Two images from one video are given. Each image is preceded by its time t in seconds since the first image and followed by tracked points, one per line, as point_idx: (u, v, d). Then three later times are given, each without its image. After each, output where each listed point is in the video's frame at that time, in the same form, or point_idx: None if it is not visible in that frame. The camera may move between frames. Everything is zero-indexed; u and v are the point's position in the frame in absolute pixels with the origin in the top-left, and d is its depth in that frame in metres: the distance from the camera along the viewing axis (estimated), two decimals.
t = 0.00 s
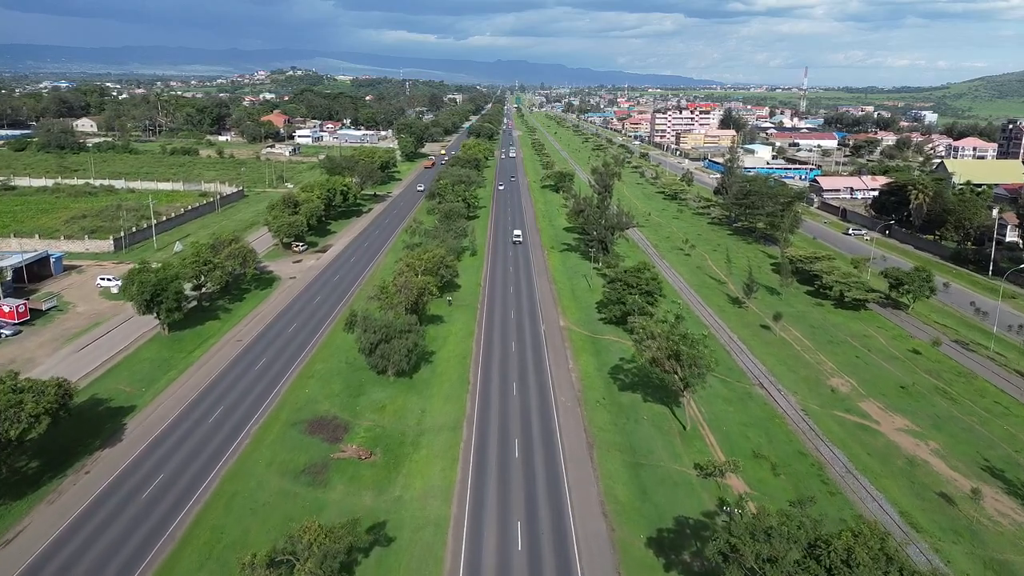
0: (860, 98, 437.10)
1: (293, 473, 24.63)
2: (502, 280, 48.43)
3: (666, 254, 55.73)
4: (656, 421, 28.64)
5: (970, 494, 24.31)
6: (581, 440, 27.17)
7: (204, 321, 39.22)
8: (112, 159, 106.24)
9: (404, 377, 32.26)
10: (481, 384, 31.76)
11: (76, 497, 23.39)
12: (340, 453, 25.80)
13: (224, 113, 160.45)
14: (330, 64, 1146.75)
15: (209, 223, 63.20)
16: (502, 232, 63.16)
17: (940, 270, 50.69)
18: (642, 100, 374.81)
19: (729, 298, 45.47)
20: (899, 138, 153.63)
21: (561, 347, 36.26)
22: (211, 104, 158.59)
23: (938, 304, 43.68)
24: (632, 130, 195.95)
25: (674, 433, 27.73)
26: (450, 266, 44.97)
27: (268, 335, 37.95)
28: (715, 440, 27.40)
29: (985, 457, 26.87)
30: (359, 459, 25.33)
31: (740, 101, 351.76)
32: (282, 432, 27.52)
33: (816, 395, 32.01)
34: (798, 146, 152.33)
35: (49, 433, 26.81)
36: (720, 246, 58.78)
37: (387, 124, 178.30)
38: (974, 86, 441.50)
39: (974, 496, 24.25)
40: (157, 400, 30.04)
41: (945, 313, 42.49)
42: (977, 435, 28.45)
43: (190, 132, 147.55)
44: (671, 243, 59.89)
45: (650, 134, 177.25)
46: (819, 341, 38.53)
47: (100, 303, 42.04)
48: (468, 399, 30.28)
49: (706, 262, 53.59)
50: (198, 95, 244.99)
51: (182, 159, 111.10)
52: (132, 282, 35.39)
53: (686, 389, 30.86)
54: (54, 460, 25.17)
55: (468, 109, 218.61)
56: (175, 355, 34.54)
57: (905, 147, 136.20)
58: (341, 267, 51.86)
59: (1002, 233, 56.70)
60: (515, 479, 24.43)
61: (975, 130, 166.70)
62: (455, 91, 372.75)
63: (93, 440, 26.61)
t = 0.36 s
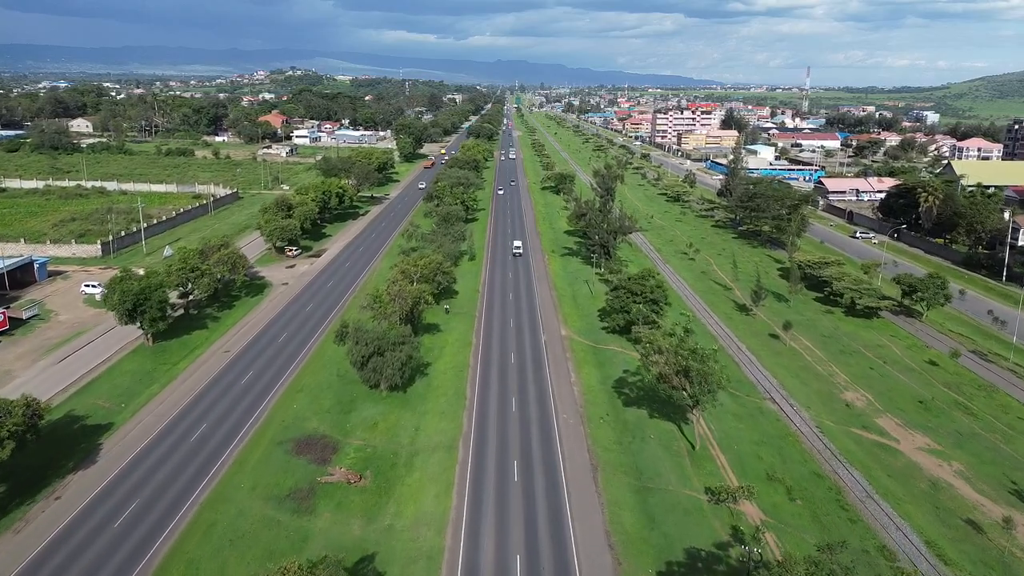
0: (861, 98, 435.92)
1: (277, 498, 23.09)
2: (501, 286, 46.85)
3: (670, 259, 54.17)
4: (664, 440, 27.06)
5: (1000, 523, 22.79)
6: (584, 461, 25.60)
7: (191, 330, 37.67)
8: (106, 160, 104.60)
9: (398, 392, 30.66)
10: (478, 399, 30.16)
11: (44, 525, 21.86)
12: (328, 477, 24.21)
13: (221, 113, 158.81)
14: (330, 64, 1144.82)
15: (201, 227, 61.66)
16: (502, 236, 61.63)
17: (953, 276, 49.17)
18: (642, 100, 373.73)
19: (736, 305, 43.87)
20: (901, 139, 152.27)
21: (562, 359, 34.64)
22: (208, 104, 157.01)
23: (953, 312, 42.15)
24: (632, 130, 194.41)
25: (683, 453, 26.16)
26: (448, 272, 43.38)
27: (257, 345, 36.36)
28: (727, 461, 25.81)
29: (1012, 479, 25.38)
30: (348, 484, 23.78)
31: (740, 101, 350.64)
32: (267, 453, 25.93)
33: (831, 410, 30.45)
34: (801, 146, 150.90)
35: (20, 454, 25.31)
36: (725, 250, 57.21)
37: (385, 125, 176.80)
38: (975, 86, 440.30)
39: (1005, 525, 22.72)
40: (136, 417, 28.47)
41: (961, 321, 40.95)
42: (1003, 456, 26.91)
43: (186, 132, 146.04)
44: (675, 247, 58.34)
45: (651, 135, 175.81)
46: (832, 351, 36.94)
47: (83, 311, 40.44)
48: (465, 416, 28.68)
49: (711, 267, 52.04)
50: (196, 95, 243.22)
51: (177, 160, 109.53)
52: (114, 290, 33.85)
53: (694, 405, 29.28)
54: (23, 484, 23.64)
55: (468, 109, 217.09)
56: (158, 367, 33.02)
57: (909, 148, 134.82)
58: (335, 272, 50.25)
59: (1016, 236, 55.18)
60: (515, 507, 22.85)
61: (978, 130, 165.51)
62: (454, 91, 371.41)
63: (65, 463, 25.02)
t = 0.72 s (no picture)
0: (863, 98, 434.69)
1: (259, 527, 21.56)
2: (500, 292, 45.30)
3: (674, 264, 52.63)
4: (672, 461, 25.47)
5: None
6: (588, 485, 24.04)
7: (176, 341, 36.11)
8: (99, 161, 103.08)
9: (391, 408, 29.10)
10: (476, 416, 28.58)
11: (8, 556, 20.33)
12: (314, 503, 22.69)
13: (218, 113, 157.21)
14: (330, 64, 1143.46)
15: (193, 230, 60.11)
16: (501, 239, 60.12)
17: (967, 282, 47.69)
18: (642, 99, 372.19)
19: (743, 313, 42.34)
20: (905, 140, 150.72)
21: (564, 371, 33.08)
22: (205, 104, 155.46)
23: (970, 321, 40.66)
24: (633, 130, 192.82)
25: (692, 475, 24.66)
26: (445, 279, 41.83)
27: (245, 356, 34.82)
28: (740, 486, 24.20)
29: None
30: (335, 511, 22.24)
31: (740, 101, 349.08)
32: (250, 476, 24.40)
33: (847, 428, 28.92)
34: (804, 147, 149.34)
35: None
36: (731, 254, 55.66)
37: (384, 125, 175.23)
38: (976, 86, 438.71)
39: None
40: (113, 437, 26.92)
41: (978, 330, 39.47)
42: None
43: (183, 133, 144.53)
44: (679, 251, 56.80)
45: (652, 135, 174.24)
46: (845, 362, 35.41)
47: (66, 320, 38.92)
48: (461, 435, 27.11)
49: (717, 272, 50.47)
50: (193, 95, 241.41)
51: (172, 161, 108.04)
52: (94, 300, 32.28)
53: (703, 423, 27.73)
54: None
55: (467, 109, 215.56)
56: (140, 381, 31.47)
57: (912, 149, 133.29)
58: (329, 278, 48.71)
59: None
60: (515, 536, 21.31)
61: (982, 129, 163.85)
62: (454, 91, 369.97)
63: (36, 488, 23.53)
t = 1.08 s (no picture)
0: (864, 99, 433.47)
1: (239, 560, 20.03)
2: (499, 299, 43.72)
3: (679, 269, 51.07)
4: (681, 485, 23.96)
5: None
6: (592, 513, 22.48)
7: (160, 352, 34.53)
8: (93, 162, 101.49)
9: (383, 426, 27.54)
10: (472, 435, 26.99)
11: None
12: (299, 532, 21.14)
13: (215, 113, 155.63)
14: (330, 64, 1141.95)
15: (184, 234, 58.53)
16: (500, 243, 58.57)
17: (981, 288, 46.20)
18: (642, 99, 371.09)
19: (752, 321, 40.75)
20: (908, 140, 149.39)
21: (566, 385, 31.48)
22: (202, 104, 153.90)
23: (986, 330, 39.20)
24: (634, 130, 191.34)
25: (703, 501, 23.12)
26: (442, 286, 40.27)
27: (232, 369, 33.27)
28: (754, 512, 22.69)
29: None
30: (321, 542, 20.68)
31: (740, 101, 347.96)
32: (231, 502, 22.86)
33: (865, 446, 27.37)
34: (806, 147, 147.98)
35: None
36: (737, 259, 54.10)
37: (383, 125, 173.68)
38: (977, 86, 437.40)
39: None
40: (86, 459, 25.34)
41: (996, 340, 38.00)
42: None
43: (179, 133, 142.92)
44: (683, 255, 55.22)
45: (654, 136, 172.82)
46: (859, 374, 33.87)
47: (47, 329, 37.35)
48: (457, 456, 25.54)
49: (723, 278, 48.89)
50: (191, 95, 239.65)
51: (167, 162, 106.54)
52: (72, 311, 30.72)
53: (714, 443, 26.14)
54: None
55: (467, 109, 214.05)
56: (120, 396, 29.91)
57: (917, 149, 131.95)
58: (322, 284, 47.11)
59: None
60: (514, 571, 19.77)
61: (986, 130, 162.47)
62: (454, 91, 368.69)
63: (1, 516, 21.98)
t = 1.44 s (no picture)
0: (864, 99, 432.63)
1: None
2: (497, 307, 42.16)
3: (683, 275, 49.51)
4: (691, 512, 22.42)
5: None
6: (597, 543, 20.96)
7: (143, 364, 33.00)
8: (86, 163, 99.99)
9: (374, 446, 25.99)
10: (469, 456, 25.45)
11: None
12: (281, 567, 19.62)
13: (212, 113, 154.13)
14: (330, 64, 1140.42)
15: (175, 238, 57.04)
16: (499, 248, 57.04)
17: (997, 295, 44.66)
18: (642, 99, 369.76)
19: (761, 330, 39.23)
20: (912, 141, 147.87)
21: (568, 400, 29.91)
22: (199, 105, 152.39)
23: (1004, 340, 37.72)
24: (635, 130, 189.75)
25: (716, 531, 21.59)
26: (439, 293, 38.75)
27: (218, 382, 31.75)
28: (771, 543, 21.16)
29: None
30: None
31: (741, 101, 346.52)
32: (209, 531, 21.33)
33: (886, 468, 25.81)
34: (809, 147, 146.42)
35: None
36: (743, 264, 52.59)
37: (382, 125, 172.18)
38: (979, 86, 435.80)
39: None
40: (57, 483, 23.86)
41: (1014, 351, 36.53)
42: None
43: (175, 134, 141.48)
44: (688, 260, 53.70)
45: (655, 136, 171.30)
46: (875, 388, 32.35)
47: (26, 339, 35.81)
48: (453, 480, 24.00)
49: (729, 284, 47.35)
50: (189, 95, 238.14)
51: (162, 163, 105.05)
52: (47, 322, 29.23)
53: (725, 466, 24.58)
54: None
55: (466, 109, 212.63)
56: (98, 413, 28.41)
57: (921, 150, 130.32)
58: (315, 291, 45.57)
59: None
60: None
61: (990, 130, 160.85)
62: (453, 91, 367.27)
63: None
